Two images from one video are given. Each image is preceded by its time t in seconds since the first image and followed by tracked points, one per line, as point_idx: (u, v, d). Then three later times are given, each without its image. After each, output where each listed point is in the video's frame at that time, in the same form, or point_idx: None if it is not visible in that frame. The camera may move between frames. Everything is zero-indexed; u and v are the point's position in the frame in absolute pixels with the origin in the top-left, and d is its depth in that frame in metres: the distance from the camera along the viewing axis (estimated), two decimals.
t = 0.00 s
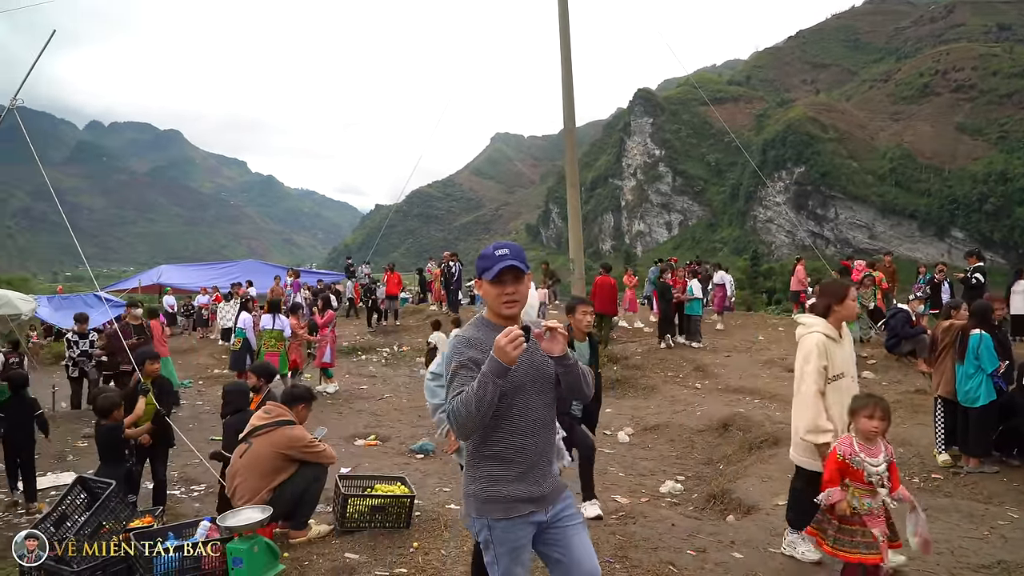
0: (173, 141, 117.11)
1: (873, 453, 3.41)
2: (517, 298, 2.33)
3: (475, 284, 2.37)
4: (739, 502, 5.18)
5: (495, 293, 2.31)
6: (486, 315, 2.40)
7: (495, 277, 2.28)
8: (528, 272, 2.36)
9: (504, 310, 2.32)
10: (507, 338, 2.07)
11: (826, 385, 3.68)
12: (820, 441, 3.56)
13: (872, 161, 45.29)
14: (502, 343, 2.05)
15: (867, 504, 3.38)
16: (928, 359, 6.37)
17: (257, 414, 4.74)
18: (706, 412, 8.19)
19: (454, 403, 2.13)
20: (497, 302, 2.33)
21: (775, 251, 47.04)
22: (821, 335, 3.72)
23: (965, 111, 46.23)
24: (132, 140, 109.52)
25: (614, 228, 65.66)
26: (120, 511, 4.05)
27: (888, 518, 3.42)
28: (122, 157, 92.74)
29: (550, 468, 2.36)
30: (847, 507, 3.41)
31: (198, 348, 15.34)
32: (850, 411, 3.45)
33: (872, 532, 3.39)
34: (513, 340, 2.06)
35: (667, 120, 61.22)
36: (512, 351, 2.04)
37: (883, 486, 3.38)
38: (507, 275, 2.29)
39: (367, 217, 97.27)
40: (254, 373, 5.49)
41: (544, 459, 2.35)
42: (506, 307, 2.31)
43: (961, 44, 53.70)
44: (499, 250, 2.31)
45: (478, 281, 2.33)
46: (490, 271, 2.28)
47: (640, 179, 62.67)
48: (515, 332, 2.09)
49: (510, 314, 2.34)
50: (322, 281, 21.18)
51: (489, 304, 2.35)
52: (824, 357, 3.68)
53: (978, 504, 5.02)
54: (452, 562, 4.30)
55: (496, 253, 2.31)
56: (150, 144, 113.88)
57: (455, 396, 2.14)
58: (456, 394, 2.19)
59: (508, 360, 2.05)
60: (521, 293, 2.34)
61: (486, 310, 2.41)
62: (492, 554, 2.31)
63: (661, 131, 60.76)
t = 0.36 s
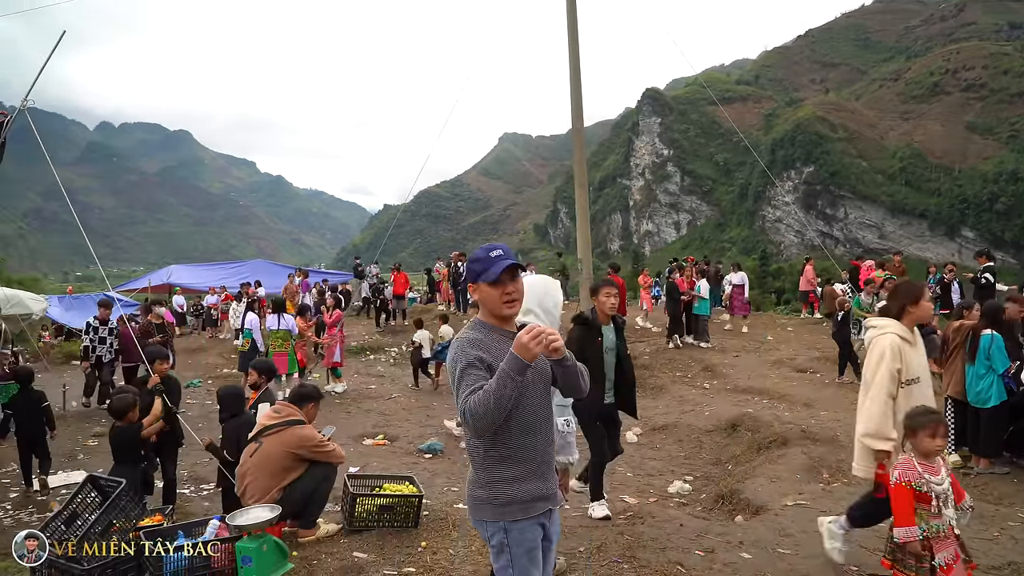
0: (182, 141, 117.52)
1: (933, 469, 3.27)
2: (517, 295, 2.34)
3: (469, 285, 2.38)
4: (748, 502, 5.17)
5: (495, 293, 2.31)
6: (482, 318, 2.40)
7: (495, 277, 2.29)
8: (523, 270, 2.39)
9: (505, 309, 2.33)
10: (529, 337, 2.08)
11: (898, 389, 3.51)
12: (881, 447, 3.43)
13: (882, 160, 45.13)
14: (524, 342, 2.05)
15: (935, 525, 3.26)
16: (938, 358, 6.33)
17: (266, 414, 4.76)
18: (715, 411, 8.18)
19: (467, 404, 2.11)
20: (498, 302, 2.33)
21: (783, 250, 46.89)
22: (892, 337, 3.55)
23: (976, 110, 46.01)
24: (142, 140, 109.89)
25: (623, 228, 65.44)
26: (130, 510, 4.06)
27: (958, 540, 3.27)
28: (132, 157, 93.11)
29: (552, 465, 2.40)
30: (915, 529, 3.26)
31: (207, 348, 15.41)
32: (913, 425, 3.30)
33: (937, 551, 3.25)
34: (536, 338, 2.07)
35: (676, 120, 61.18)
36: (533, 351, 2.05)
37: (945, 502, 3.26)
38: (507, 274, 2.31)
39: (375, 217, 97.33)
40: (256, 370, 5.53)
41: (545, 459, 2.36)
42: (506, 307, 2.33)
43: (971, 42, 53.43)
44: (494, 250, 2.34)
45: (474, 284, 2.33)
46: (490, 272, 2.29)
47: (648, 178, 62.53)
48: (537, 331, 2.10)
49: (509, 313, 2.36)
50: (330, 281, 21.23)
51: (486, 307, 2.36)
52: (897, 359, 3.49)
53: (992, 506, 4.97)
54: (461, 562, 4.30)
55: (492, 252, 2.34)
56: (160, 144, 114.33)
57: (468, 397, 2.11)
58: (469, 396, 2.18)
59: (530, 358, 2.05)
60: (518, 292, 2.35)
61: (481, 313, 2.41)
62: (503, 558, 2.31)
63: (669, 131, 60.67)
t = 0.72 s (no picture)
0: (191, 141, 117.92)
1: (1010, 499, 2.94)
2: (505, 294, 2.39)
3: (459, 281, 2.39)
4: (755, 502, 5.15)
5: (486, 290, 2.35)
6: (469, 314, 2.40)
7: (487, 274, 2.33)
8: (510, 271, 2.44)
9: (494, 306, 2.37)
10: (560, 334, 2.05)
11: (960, 400, 3.32)
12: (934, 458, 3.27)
13: (891, 160, 44.96)
14: (554, 337, 2.03)
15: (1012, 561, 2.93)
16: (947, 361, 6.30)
17: (273, 412, 4.76)
18: (722, 411, 8.17)
19: (479, 397, 2.08)
20: (489, 298, 2.37)
21: (792, 250, 46.78)
22: (952, 344, 3.37)
23: (986, 110, 45.84)
24: (151, 141, 110.43)
25: (630, 228, 65.37)
26: (139, 508, 4.07)
27: None
28: (140, 158, 93.45)
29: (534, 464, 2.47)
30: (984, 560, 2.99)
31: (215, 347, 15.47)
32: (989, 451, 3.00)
33: None
34: (566, 333, 2.05)
35: (683, 120, 61.08)
36: (564, 348, 2.03)
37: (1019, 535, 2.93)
38: (499, 273, 2.36)
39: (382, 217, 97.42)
40: (259, 371, 5.53)
41: (524, 456, 2.41)
42: (496, 303, 2.36)
43: (981, 41, 53.18)
44: (485, 249, 2.37)
45: (466, 280, 2.37)
46: (482, 269, 2.33)
47: (656, 178, 62.43)
48: (564, 326, 2.08)
49: (496, 311, 2.39)
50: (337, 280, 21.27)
51: (476, 302, 2.37)
52: (956, 367, 3.32)
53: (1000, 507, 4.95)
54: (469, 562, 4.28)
55: (485, 251, 2.36)
56: (168, 144, 114.69)
57: (478, 391, 2.08)
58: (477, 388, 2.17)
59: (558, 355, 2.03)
60: (506, 290, 2.40)
61: (467, 309, 2.41)
62: (489, 553, 2.35)
63: (677, 131, 60.66)
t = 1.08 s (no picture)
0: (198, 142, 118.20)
1: None
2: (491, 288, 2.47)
3: (445, 278, 2.47)
4: (762, 503, 5.15)
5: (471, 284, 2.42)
6: (451, 308, 2.47)
7: (473, 270, 2.41)
8: (497, 269, 2.54)
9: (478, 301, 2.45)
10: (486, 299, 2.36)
11: None
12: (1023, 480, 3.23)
13: (900, 160, 44.74)
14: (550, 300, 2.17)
15: None
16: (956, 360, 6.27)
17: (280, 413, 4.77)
18: (728, 412, 8.17)
19: (465, 375, 2.21)
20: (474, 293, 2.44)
21: (799, 250, 46.68)
22: None
23: (994, 109, 45.67)
24: (159, 141, 110.91)
25: (637, 228, 65.18)
26: (147, 508, 4.06)
27: None
28: (148, 158, 93.72)
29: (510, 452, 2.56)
30: None
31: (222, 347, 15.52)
32: None
33: None
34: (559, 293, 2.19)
35: (690, 120, 61.10)
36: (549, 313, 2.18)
37: None
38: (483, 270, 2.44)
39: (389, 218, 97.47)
40: (262, 371, 5.55)
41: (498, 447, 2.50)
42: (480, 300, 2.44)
43: (990, 40, 52.93)
44: (472, 245, 2.46)
45: (452, 273, 2.44)
46: (470, 263, 2.41)
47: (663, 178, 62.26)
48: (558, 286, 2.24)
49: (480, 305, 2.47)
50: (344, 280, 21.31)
51: (457, 295, 2.45)
52: None
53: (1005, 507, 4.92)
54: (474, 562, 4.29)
55: (474, 249, 2.44)
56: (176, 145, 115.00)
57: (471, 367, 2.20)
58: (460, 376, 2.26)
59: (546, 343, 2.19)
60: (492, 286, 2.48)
61: (448, 303, 2.48)
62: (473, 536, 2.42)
63: (684, 131, 60.62)
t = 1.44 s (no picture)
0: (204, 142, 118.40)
1: None
2: (477, 287, 2.40)
3: (430, 275, 2.42)
4: (768, 503, 5.13)
5: (457, 282, 2.37)
6: (438, 305, 2.43)
7: (457, 267, 2.35)
8: (485, 265, 2.47)
9: (464, 298, 2.39)
10: (556, 300, 2.18)
11: None
12: None
13: (907, 160, 44.65)
14: (551, 305, 2.15)
15: None
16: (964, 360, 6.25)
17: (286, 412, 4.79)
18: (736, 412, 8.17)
19: (462, 372, 2.18)
20: (459, 292, 2.40)
21: (805, 250, 46.62)
22: None
23: (1002, 109, 45.54)
24: (165, 141, 111.22)
25: (642, 228, 65.07)
26: (153, 507, 4.13)
27: None
28: (154, 158, 93.90)
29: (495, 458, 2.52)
30: None
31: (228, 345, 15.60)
32: None
33: None
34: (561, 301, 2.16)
35: (697, 120, 61.20)
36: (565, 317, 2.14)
37: None
38: (469, 266, 2.38)
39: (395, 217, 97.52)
40: (262, 373, 5.56)
41: (486, 450, 2.48)
42: (466, 297, 2.39)
43: (998, 39, 52.78)
44: (456, 242, 2.40)
45: (438, 271, 2.38)
46: (453, 263, 2.35)
47: (669, 178, 62.19)
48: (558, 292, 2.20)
49: (468, 304, 2.41)
50: (349, 279, 21.37)
51: (445, 295, 2.39)
52: None
53: (1013, 509, 4.89)
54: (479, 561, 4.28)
55: (457, 244, 2.39)
56: (182, 145, 115.23)
57: (467, 367, 2.18)
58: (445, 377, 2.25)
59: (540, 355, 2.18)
60: (478, 284, 2.42)
61: (436, 301, 2.44)
62: (447, 544, 2.40)
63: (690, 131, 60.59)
